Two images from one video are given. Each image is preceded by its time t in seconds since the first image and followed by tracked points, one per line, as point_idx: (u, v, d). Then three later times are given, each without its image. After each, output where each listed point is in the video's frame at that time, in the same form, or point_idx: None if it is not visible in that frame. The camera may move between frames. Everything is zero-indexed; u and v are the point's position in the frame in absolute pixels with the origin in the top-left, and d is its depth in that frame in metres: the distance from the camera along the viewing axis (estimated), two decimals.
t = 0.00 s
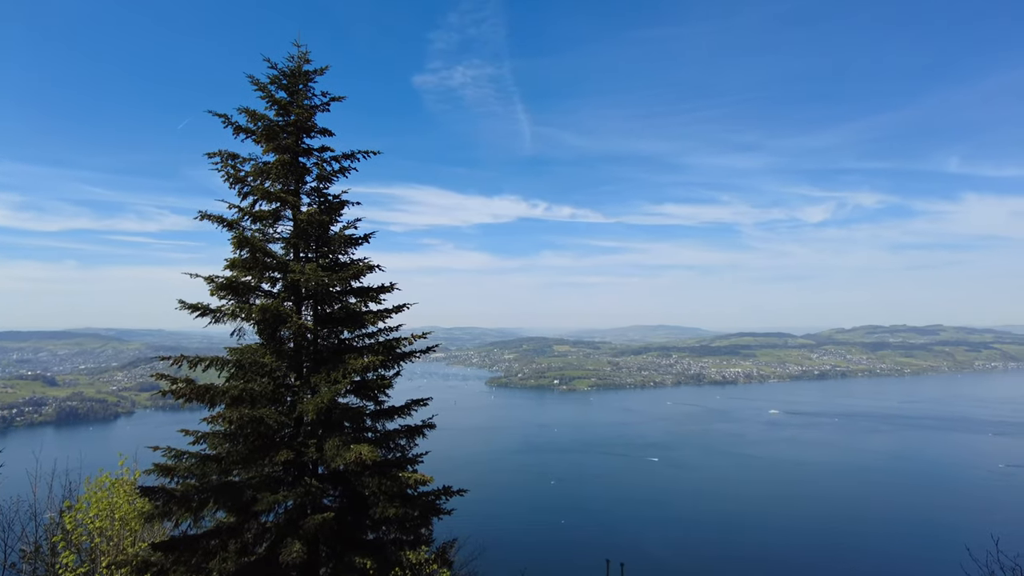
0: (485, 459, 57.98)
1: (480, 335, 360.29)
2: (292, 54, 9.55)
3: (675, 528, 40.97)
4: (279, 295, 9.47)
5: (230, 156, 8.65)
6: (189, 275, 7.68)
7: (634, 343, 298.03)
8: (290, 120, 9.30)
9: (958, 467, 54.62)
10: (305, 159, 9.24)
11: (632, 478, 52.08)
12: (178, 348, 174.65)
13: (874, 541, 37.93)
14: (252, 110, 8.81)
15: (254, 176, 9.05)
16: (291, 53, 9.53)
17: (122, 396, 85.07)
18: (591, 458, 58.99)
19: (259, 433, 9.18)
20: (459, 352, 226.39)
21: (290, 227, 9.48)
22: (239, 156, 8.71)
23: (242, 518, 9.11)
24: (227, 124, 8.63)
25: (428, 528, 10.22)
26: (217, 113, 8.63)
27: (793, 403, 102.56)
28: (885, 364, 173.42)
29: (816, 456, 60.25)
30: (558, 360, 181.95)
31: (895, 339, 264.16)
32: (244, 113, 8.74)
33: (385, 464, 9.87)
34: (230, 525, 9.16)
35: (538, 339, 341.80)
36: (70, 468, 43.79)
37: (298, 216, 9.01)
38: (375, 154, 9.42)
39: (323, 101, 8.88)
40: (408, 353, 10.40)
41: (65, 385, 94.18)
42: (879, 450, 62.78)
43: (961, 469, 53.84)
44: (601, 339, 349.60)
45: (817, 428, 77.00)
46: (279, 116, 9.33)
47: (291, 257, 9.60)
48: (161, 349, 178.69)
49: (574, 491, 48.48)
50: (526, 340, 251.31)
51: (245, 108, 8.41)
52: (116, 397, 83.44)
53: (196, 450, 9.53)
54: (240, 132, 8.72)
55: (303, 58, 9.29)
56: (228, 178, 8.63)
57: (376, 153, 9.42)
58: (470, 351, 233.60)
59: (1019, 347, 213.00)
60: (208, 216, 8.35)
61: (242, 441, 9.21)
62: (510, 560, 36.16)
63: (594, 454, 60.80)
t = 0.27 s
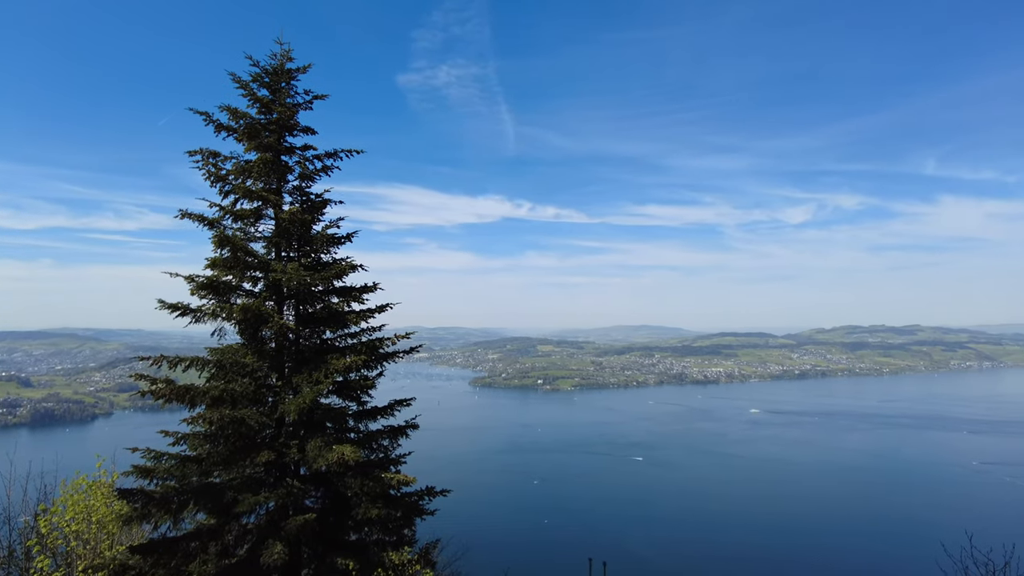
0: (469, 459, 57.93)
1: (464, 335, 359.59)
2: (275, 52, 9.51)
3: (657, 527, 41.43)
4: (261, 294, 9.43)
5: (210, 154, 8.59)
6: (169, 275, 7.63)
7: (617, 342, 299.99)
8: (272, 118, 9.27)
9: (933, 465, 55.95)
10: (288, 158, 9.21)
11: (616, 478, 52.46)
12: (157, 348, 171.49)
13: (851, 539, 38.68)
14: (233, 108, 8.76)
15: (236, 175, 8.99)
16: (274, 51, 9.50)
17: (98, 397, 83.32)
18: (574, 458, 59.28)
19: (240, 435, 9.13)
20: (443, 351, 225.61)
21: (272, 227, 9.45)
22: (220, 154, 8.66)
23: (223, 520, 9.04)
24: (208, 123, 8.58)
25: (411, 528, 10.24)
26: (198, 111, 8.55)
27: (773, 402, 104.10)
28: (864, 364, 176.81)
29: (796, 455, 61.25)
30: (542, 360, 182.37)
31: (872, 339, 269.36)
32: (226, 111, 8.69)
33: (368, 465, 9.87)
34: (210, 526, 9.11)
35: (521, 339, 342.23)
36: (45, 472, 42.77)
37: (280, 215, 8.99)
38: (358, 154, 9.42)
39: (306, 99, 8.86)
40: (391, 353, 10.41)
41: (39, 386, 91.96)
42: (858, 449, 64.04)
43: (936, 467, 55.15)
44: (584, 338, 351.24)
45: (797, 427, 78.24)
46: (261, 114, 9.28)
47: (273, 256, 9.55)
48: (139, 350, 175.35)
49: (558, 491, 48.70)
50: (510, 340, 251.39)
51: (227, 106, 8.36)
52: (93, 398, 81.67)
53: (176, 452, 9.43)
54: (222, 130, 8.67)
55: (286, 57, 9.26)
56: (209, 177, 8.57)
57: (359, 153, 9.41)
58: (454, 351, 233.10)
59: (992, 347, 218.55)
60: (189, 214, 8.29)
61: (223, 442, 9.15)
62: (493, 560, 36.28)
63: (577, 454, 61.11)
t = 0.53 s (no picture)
0: (452, 459, 57.82)
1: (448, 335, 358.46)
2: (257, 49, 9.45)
3: (638, 525, 41.84)
4: (242, 294, 9.38)
5: (192, 152, 8.53)
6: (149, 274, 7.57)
7: (601, 342, 301.47)
8: (254, 116, 9.21)
9: (909, 463, 57.14)
10: (270, 157, 9.17)
11: (600, 477, 52.76)
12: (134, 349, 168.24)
13: (830, 537, 39.34)
14: (215, 106, 8.70)
15: (217, 173, 8.92)
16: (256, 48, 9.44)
17: (74, 398, 81.55)
18: (558, 458, 59.47)
19: (222, 435, 9.07)
20: (426, 351, 224.71)
21: (254, 226, 9.40)
22: (201, 152, 8.59)
23: (203, 522, 8.98)
24: (189, 120, 8.50)
25: (393, 529, 10.25)
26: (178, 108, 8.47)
27: (754, 401, 105.45)
28: (842, 364, 179.92)
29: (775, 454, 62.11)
30: (526, 360, 182.61)
31: (851, 339, 274.21)
32: (207, 109, 8.62)
33: (350, 466, 9.86)
34: (190, 528, 9.03)
35: (505, 339, 342.35)
36: (18, 475, 41.76)
37: (262, 214, 8.96)
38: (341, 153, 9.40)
39: (288, 98, 8.83)
40: (374, 353, 10.41)
41: (11, 387, 89.69)
42: (836, 447, 65.14)
43: (912, 465, 56.32)
44: (568, 338, 352.42)
45: (778, 426, 79.33)
46: (243, 112, 9.23)
47: (255, 256, 9.50)
48: (116, 350, 171.90)
49: (541, 491, 48.80)
50: (494, 340, 251.24)
51: (208, 104, 8.30)
52: (69, 399, 79.92)
53: (155, 454, 9.34)
54: (203, 127, 8.60)
55: (269, 54, 9.22)
56: (190, 175, 8.49)
57: (342, 152, 9.40)
58: (437, 351, 232.34)
59: (965, 347, 223.77)
60: (169, 213, 8.21)
61: (203, 443, 9.08)
62: (476, 560, 36.29)
63: (561, 454, 61.32)
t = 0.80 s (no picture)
0: (437, 459, 57.76)
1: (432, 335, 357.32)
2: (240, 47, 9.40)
3: (623, 524, 42.23)
4: (224, 293, 9.32)
5: (174, 150, 8.46)
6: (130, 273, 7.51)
7: (586, 342, 302.78)
8: (237, 114, 9.16)
9: (889, 461, 58.28)
10: (253, 156, 9.13)
11: (585, 477, 53.07)
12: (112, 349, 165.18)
13: (811, 534, 39.98)
14: (198, 104, 8.63)
15: (199, 171, 8.86)
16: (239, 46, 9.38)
17: (50, 399, 79.91)
18: (542, 458, 59.67)
19: (204, 436, 9.01)
20: (411, 351, 223.79)
21: (237, 225, 9.35)
22: (183, 151, 8.53)
23: (185, 524, 8.90)
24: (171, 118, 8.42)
25: (377, 530, 10.25)
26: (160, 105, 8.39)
27: (737, 400, 106.74)
28: (823, 363, 182.67)
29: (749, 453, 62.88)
30: (511, 360, 182.77)
31: (832, 339, 278.47)
32: (190, 106, 8.55)
33: (334, 467, 9.84)
34: (171, 531, 8.96)
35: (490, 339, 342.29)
36: None
37: (245, 213, 8.92)
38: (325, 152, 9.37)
39: (272, 96, 8.80)
40: (358, 353, 10.40)
41: None
42: (818, 445, 66.18)
43: (892, 463, 57.39)
44: (553, 338, 353.43)
45: (760, 425, 80.36)
46: (226, 110, 9.17)
47: (237, 255, 9.45)
48: (94, 351, 168.71)
49: (526, 491, 48.93)
50: (479, 340, 250.96)
51: (191, 102, 8.23)
52: (46, 400, 78.29)
53: (135, 455, 9.24)
54: (185, 126, 8.53)
55: (252, 53, 9.18)
56: (171, 174, 8.42)
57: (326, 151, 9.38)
58: (422, 351, 231.53)
59: (942, 347, 228.42)
60: (151, 211, 8.13)
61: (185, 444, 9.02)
62: (461, 560, 36.33)
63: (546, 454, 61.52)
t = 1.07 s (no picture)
0: (423, 460, 57.59)
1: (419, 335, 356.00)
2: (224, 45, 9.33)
3: (608, 523, 42.55)
4: (208, 293, 9.26)
5: (157, 148, 8.38)
6: (113, 272, 7.41)
7: (572, 342, 303.67)
8: (221, 113, 9.10)
9: (871, 459, 59.21)
10: (237, 154, 9.08)
11: (571, 476, 53.29)
12: (92, 350, 162.29)
13: (797, 532, 40.57)
14: (182, 101, 8.54)
15: (182, 169, 8.79)
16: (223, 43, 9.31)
17: (29, 400, 78.38)
18: (528, 457, 59.78)
19: (188, 437, 8.93)
20: (397, 352, 222.71)
21: (221, 223, 9.28)
22: (166, 149, 8.45)
23: (168, 525, 8.83)
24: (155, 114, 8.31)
25: (363, 531, 10.25)
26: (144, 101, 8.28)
27: (722, 400, 107.74)
28: (807, 363, 185.00)
29: (750, 452, 63.50)
30: (498, 360, 182.79)
31: (815, 339, 282.02)
32: (174, 104, 8.46)
33: (319, 467, 9.82)
34: (154, 533, 8.85)
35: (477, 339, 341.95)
36: None
37: (229, 212, 8.87)
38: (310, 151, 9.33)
39: (257, 95, 8.75)
40: (343, 353, 10.37)
41: None
42: (801, 444, 67.03)
43: (875, 461, 58.27)
44: (539, 338, 354.08)
45: (745, 424, 81.19)
46: (210, 108, 9.10)
47: (222, 254, 9.38)
48: (73, 351, 165.68)
49: (512, 490, 48.99)
50: (466, 340, 250.51)
51: (175, 99, 8.15)
52: (25, 401, 76.79)
53: (117, 457, 9.12)
54: (169, 123, 8.45)
55: (237, 50, 9.11)
56: (154, 172, 8.32)
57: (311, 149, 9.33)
58: (408, 351, 230.60)
59: (922, 347, 232.43)
60: (133, 209, 8.04)
61: (169, 445, 8.94)
62: (447, 560, 36.31)
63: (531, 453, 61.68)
